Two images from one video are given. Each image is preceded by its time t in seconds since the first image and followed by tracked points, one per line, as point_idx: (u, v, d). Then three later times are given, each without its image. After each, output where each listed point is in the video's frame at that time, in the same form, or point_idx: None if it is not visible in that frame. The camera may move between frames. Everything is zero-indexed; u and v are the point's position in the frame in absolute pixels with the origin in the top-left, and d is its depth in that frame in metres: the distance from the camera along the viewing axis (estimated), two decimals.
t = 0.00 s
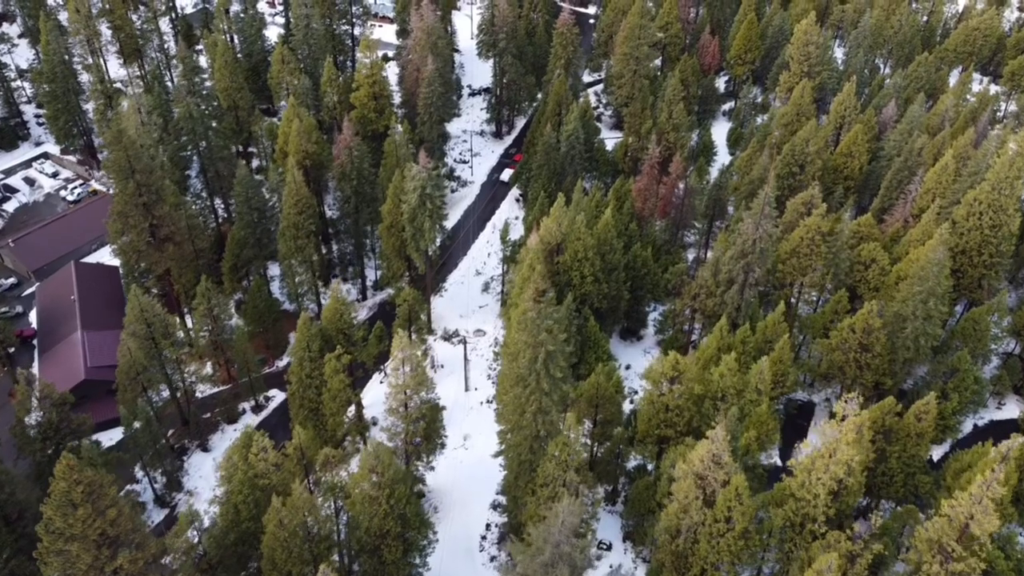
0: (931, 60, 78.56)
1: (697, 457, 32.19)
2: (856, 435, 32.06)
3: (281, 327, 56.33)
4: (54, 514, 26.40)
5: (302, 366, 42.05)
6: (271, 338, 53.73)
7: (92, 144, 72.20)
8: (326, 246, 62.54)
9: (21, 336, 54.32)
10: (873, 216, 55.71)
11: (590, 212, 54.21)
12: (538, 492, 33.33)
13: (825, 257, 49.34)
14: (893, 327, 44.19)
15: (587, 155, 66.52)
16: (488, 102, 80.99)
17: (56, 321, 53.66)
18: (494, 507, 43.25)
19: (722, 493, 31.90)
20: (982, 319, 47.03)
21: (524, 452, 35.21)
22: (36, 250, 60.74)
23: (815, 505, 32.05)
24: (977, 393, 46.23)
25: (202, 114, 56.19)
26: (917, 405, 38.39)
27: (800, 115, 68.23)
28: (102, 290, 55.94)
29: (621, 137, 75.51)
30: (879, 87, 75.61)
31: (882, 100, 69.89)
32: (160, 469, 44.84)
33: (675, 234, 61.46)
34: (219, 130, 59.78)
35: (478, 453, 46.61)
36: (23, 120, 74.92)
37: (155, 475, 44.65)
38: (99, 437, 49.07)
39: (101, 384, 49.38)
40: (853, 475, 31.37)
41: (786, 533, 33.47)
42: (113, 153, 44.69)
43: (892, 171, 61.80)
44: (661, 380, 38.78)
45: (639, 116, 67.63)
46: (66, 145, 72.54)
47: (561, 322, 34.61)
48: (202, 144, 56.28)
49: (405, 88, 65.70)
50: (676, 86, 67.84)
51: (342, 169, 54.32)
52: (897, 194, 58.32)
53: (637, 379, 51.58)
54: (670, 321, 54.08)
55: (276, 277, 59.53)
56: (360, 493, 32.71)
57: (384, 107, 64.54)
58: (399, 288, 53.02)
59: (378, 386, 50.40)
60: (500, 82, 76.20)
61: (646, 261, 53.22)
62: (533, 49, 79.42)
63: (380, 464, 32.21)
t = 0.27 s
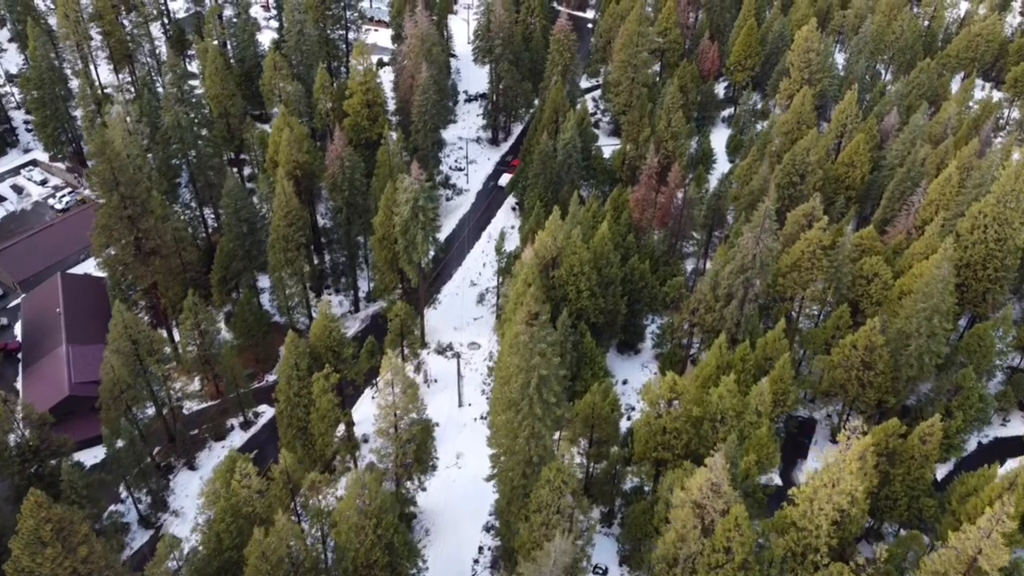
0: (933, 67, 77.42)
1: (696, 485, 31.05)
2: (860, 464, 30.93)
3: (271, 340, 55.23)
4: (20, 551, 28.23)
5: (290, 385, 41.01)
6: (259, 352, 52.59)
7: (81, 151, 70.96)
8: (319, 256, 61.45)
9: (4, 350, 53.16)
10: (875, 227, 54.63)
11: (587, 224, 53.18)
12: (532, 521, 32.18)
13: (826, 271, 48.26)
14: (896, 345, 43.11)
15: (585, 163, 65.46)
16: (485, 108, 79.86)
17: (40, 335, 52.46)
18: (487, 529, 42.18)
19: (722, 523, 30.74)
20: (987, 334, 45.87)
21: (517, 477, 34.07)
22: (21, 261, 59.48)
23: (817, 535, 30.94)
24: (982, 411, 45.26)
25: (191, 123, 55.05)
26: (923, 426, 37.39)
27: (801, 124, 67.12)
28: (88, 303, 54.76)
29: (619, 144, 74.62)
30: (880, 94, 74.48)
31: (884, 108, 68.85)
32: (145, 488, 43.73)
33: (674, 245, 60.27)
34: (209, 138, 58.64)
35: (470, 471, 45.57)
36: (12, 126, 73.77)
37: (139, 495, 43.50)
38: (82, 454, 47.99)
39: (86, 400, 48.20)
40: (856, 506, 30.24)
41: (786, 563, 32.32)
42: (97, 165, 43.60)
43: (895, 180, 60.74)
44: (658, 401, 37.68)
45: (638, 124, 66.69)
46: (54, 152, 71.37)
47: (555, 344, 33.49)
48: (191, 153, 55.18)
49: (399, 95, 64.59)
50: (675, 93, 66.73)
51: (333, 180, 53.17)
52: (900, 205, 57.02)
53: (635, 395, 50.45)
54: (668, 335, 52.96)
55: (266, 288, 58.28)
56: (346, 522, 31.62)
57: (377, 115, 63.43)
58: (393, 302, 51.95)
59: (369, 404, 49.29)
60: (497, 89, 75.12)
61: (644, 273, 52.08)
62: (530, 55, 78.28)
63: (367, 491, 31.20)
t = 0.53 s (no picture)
0: (937, 73, 76.26)
1: (696, 517, 29.93)
2: (866, 495, 29.78)
3: (262, 354, 54.07)
4: None
5: (278, 406, 39.81)
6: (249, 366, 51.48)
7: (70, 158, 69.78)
8: (311, 266, 60.32)
9: None
10: (878, 239, 53.53)
11: (584, 237, 52.08)
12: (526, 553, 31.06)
13: (829, 286, 47.16)
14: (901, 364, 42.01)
15: (583, 172, 64.33)
16: (481, 114, 78.73)
17: (24, 349, 51.25)
18: (480, 553, 41.08)
19: (723, 556, 29.60)
20: (993, 351, 44.78)
21: (510, 505, 32.92)
22: (6, 273, 58.24)
23: (821, 569, 29.81)
24: (988, 430, 44.24)
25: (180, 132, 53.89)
26: (929, 449, 36.34)
27: (802, 132, 65.99)
28: (75, 316, 53.59)
29: (618, 152, 73.62)
30: (883, 101, 73.34)
31: (886, 115, 67.79)
32: (129, 509, 42.61)
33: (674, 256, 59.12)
34: (199, 147, 57.47)
35: (463, 491, 44.49)
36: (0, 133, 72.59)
37: (123, 516, 42.36)
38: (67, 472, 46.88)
39: (71, 418, 47.05)
40: (863, 539, 29.12)
41: None
42: (80, 177, 42.40)
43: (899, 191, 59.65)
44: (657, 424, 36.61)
45: (636, 133, 65.60)
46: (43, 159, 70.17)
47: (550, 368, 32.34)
48: (180, 163, 54.03)
49: (394, 102, 63.45)
50: (675, 100, 65.60)
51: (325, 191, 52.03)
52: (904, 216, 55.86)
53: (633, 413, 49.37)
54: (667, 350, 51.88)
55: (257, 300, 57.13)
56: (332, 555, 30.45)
57: (371, 123, 62.28)
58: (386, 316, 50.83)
59: (360, 421, 48.17)
60: (494, 95, 74.00)
61: (642, 286, 50.96)
62: (527, 60, 77.13)
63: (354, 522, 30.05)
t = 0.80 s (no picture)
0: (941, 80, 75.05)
1: (696, 552, 28.71)
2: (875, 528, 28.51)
3: (252, 368, 52.77)
4: None
5: (265, 427, 38.49)
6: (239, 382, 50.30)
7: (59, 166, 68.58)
8: (304, 278, 59.13)
9: None
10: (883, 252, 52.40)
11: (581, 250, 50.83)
12: None
13: (832, 301, 46.07)
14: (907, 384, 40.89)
15: (581, 181, 63.13)
16: (478, 120, 77.56)
17: (8, 364, 50.08)
18: None
19: None
20: (1001, 370, 43.62)
21: (504, 535, 31.67)
22: None
23: None
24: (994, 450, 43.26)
25: (168, 142, 52.74)
26: (937, 474, 35.13)
27: (804, 140, 64.76)
28: (60, 329, 52.37)
29: (617, 160, 72.56)
30: (886, 108, 72.14)
31: (889, 124, 66.65)
32: (113, 533, 41.41)
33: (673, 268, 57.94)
34: (189, 156, 56.31)
35: (456, 513, 43.35)
36: None
37: (106, 540, 41.15)
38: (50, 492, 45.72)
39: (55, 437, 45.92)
40: None
41: None
42: (63, 191, 41.23)
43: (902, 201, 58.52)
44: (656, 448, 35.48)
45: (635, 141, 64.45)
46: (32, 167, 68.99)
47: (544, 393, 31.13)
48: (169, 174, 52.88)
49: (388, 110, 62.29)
50: (674, 108, 64.42)
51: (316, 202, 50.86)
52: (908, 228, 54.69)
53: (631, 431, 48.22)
54: (666, 365, 50.73)
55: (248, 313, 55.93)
56: None
57: (366, 131, 61.12)
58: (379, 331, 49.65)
59: (351, 439, 46.95)
60: (491, 102, 72.84)
61: (641, 300, 49.80)
62: (525, 66, 75.96)
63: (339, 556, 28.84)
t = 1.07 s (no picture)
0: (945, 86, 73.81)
1: None
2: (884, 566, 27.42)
3: (243, 384, 51.57)
4: None
5: (254, 451, 37.35)
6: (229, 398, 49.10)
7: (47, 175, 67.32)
8: (297, 289, 57.93)
9: None
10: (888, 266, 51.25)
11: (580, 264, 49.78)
12: None
13: (836, 318, 44.93)
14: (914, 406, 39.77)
15: (579, 191, 61.95)
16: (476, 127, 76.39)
17: None
18: None
19: None
20: (1010, 389, 42.45)
21: (499, 568, 30.53)
22: None
23: None
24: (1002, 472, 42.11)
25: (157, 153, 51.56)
26: (947, 502, 33.98)
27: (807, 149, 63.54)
28: (46, 343, 51.04)
29: (616, 167, 71.47)
30: (890, 116, 70.94)
31: (893, 132, 65.44)
32: (97, 558, 40.20)
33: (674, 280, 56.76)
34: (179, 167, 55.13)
35: (451, 537, 42.25)
36: None
37: (91, 565, 39.96)
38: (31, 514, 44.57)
39: (37, 458, 44.73)
40: None
41: None
42: (45, 207, 40.10)
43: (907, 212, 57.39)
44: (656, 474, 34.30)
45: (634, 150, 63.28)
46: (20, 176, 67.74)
47: (540, 421, 29.97)
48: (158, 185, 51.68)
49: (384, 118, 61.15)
50: (674, 116, 63.23)
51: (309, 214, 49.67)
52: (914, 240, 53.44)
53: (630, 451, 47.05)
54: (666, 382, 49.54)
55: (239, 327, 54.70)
56: None
57: (360, 140, 59.94)
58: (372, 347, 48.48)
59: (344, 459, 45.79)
60: (488, 109, 71.66)
61: (640, 315, 48.62)
62: (523, 72, 74.77)
63: None
